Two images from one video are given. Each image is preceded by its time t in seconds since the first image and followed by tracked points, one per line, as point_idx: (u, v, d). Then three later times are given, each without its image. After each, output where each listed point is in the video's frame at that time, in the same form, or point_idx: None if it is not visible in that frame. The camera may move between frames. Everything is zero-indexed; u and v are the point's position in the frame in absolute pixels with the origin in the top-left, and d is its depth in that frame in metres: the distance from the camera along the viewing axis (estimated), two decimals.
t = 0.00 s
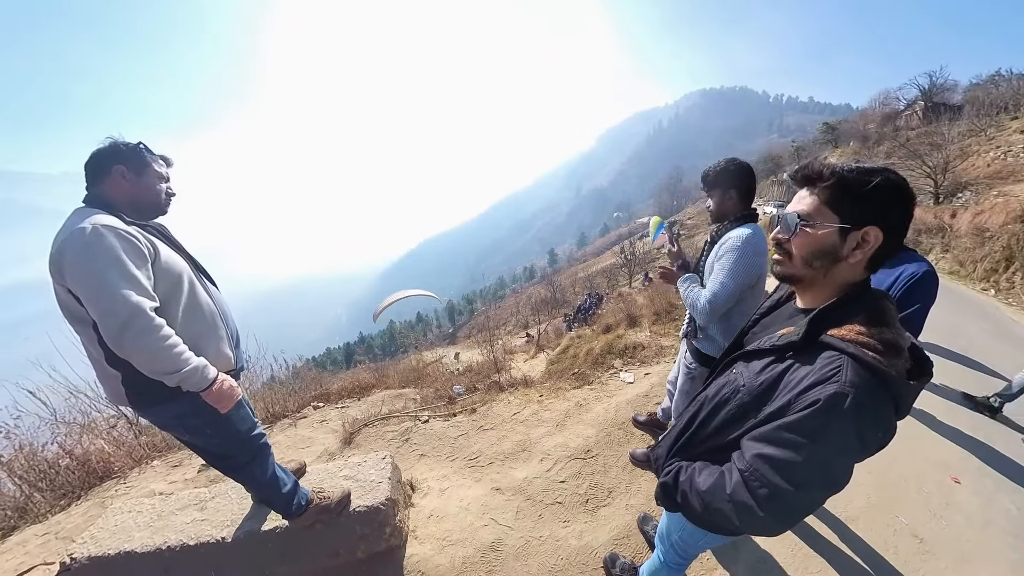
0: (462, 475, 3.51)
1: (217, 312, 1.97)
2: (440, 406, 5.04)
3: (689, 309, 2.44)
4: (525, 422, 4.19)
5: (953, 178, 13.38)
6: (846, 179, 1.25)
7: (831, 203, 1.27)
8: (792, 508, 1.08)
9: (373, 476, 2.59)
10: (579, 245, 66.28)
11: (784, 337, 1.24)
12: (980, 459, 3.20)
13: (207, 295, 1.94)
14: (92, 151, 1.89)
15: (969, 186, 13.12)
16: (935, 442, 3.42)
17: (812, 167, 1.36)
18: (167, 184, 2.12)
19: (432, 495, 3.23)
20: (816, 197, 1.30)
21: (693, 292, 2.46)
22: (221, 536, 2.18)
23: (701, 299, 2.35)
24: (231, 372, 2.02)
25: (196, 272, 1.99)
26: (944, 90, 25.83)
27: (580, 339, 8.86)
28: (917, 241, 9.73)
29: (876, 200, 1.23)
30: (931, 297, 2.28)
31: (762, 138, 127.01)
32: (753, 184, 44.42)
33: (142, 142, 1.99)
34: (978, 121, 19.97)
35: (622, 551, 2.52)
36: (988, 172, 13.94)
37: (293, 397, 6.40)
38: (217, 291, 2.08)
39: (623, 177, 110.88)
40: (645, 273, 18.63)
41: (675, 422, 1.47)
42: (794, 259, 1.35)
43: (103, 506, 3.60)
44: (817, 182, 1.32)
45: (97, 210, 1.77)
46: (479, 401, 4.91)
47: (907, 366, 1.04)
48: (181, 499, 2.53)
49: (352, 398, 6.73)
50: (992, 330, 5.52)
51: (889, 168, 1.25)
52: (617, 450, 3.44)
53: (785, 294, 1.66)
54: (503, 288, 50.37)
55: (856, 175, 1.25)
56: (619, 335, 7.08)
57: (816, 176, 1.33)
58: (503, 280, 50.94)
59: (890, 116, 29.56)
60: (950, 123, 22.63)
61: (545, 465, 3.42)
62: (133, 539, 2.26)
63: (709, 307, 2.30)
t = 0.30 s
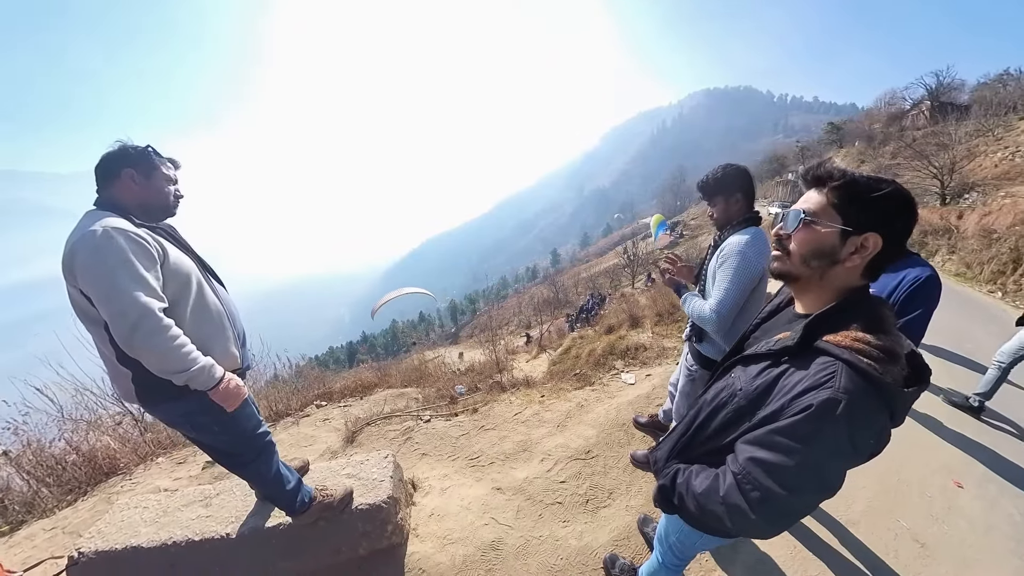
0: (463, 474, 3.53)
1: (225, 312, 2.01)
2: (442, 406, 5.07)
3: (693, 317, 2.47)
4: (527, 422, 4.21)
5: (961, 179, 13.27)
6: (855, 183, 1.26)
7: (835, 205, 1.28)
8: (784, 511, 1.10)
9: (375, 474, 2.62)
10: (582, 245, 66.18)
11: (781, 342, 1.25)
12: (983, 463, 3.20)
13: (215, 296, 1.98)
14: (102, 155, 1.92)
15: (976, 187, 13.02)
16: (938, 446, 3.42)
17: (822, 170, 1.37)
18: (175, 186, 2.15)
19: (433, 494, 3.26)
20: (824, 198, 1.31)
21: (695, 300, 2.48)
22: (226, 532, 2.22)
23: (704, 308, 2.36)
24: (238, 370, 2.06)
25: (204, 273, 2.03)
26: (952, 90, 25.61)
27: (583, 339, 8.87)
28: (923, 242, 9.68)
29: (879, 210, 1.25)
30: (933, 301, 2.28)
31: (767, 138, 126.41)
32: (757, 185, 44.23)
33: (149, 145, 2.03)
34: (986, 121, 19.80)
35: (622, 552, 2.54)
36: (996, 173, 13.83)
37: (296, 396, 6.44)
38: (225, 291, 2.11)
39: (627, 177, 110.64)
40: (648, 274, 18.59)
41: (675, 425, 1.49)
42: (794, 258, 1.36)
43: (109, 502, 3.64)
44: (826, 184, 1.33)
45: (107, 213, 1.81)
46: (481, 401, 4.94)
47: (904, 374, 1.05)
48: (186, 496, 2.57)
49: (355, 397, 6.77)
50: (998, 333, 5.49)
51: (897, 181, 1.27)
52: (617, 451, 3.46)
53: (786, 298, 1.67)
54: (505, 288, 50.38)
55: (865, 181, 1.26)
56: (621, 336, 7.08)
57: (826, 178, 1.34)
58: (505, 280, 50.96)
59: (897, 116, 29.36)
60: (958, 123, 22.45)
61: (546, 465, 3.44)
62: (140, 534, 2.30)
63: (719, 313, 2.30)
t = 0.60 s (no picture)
0: (464, 470, 3.60)
1: (236, 310, 2.08)
2: (444, 404, 5.13)
3: (689, 317, 2.52)
4: (527, 420, 4.27)
5: (965, 180, 13.22)
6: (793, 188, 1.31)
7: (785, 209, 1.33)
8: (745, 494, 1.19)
9: (377, 469, 2.68)
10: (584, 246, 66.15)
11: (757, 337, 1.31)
12: (980, 463, 3.23)
13: (227, 294, 2.05)
14: (120, 159, 1.98)
15: (980, 188, 12.97)
16: (934, 446, 3.45)
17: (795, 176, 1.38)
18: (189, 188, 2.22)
19: (434, 490, 3.32)
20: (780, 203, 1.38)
21: (692, 300, 2.53)
22: (231, 523, 2.29)
23: (700, 308, 2.41)
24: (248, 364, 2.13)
25: (217, 272, 2.09)
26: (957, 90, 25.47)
27: (584, 339, 8.91)
28: (927, 243, 9.66)
29: (846, 214, 1.19)
30: (927, 301, 2.30)
31: (770, 138, 125.96)
32: (760, 185, 44.10)
33: (165, 149, 2.09)
34: (991, 121, 19.69)
35: (617, 547, 2.59)
36: (1001, 173, 13.76)
37: (299, 394, 6.52)
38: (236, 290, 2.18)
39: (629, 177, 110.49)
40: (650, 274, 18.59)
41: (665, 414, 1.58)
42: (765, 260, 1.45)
43: (117, 496, 3.72)
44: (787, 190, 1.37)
45: (126, 215, 1.87)
46: (482, 400, 5.00)
47: (869, 374, 1.09)
48: (193, 489, 2.64)
49: (357, 395, 6.85)
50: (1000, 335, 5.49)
51: (866, 177, 1.21)
52: (614, 449, 3.51)
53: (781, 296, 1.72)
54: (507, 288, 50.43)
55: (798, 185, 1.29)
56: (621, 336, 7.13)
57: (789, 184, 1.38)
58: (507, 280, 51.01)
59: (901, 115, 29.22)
60: (963, 123, 22.33)
61: (545, 462, 3.50)
62: (149, 525, 2.37)
63: (715, 313, 2.34)
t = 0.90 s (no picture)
0: (466, 468, 3.62)
1: (245, 307, 2.10)
2: (446, 402, 5.15)
3: (690, 315, 2.53)
4: (528, 419, 4.29)
5: (970, 180, 13.16)
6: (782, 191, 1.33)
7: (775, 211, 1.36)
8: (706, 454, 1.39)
9: (381, 465, 2.71)
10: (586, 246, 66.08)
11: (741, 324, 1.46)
12: (982, 463, 3.23)
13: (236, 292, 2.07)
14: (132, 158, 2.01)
15: (985, 188, 12.90)
16: (936, 445, 3.46)
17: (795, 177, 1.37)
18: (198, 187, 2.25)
19: (436, 487, 3.34)
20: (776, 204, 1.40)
21: (693, 298, 2.54)
22: (237, 518, 2.32)
23: (701, 306, 2.42)
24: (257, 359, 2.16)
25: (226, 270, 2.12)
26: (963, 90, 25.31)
27: (586, 339, 8.92)
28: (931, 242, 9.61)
29: (829, 215, 1.20)
30: (926, 300, 2.31)
31: (774, 138, 125.39)
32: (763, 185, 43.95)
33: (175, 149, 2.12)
34: (996, 121, 19.58)
35: (617, 543, 2.60)
36: (1007, 173, 13.68)
37: (302, 392, 6.56)
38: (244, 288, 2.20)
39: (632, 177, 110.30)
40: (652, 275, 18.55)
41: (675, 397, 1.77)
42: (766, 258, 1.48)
43: (123, 492, 3.76)
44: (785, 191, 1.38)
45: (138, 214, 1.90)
46: (484, 398, 5.02)
47: (825, 360, 1.17)
48: (199, 484, 2.67)
49: (360, 394, 6.88)
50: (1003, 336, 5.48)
51: (846, 174, 1.21)
52: (616, 446, 3.53)
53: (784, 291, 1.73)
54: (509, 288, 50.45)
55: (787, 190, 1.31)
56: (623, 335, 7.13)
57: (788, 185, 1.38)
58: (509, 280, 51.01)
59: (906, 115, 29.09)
60: (968, 123, 22.21)
61: (546, 460, 3.51)
62: (156, 519, 2.40)
63: (715, 311, 2.35)
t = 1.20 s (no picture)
0: (468, 467, 3.62)
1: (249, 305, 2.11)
2: (448, 402, 5.16)
3: (693, 314, 2.53)
4: (530, 418, 4.29)
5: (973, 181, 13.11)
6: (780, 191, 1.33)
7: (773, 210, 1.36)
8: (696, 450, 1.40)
9: (383, 463, 2.71)
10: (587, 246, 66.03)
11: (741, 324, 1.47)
12: (985, 464, 3.22)
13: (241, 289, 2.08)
14: (142, 155, 2.01)
15: (989, 189, 12.84)
16: (939, 446, 3.44)
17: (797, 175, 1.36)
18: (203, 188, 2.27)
19: (438, 485, 3.35)
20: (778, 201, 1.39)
21: (696, 298, 2.54)
22: (240, 516, 2.32)
23: (704, 305, 2.42)
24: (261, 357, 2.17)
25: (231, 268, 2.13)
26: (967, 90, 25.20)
27: (587, 339, 8.92)
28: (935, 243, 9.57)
29: (822, 216, 1.20)
30: (929, 300, 2.31)
31: (776, 138, 125.08)
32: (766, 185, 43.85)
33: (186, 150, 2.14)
34: (1000, 121, 19.50)
35: (619, 543, 2.60)
36: (1011, 173, 13.62)
37: (305, 391, 6.58)
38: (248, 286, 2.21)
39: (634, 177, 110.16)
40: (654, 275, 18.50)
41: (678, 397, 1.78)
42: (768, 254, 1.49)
43: (126, 489, 3.78)
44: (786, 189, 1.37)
45: (146, 212, 1.91)
46: (485, 398, 5.02)
47: (813, 357, 1.17)
48: (202, 482, 2.68)
49: (362, 393, 6.90)
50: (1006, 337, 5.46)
51: (838, 173, 1.19)
52: (618, 446, 3.53)
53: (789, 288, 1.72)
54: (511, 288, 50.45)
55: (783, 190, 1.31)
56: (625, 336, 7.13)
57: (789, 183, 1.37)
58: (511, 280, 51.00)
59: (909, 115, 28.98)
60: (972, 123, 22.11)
61: (549, 459, 3.51)
62: (159, 516, 2.41)
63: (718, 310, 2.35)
